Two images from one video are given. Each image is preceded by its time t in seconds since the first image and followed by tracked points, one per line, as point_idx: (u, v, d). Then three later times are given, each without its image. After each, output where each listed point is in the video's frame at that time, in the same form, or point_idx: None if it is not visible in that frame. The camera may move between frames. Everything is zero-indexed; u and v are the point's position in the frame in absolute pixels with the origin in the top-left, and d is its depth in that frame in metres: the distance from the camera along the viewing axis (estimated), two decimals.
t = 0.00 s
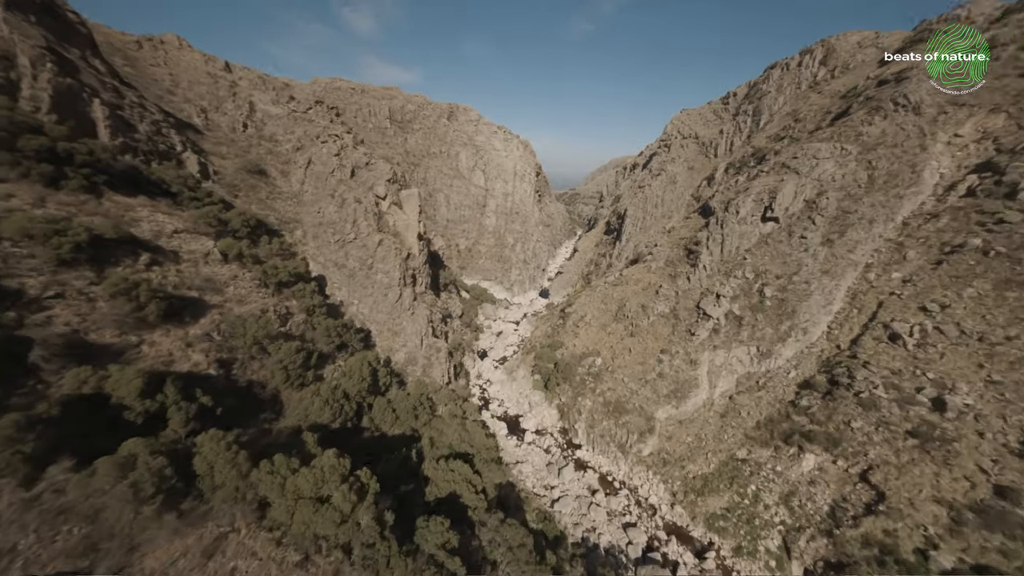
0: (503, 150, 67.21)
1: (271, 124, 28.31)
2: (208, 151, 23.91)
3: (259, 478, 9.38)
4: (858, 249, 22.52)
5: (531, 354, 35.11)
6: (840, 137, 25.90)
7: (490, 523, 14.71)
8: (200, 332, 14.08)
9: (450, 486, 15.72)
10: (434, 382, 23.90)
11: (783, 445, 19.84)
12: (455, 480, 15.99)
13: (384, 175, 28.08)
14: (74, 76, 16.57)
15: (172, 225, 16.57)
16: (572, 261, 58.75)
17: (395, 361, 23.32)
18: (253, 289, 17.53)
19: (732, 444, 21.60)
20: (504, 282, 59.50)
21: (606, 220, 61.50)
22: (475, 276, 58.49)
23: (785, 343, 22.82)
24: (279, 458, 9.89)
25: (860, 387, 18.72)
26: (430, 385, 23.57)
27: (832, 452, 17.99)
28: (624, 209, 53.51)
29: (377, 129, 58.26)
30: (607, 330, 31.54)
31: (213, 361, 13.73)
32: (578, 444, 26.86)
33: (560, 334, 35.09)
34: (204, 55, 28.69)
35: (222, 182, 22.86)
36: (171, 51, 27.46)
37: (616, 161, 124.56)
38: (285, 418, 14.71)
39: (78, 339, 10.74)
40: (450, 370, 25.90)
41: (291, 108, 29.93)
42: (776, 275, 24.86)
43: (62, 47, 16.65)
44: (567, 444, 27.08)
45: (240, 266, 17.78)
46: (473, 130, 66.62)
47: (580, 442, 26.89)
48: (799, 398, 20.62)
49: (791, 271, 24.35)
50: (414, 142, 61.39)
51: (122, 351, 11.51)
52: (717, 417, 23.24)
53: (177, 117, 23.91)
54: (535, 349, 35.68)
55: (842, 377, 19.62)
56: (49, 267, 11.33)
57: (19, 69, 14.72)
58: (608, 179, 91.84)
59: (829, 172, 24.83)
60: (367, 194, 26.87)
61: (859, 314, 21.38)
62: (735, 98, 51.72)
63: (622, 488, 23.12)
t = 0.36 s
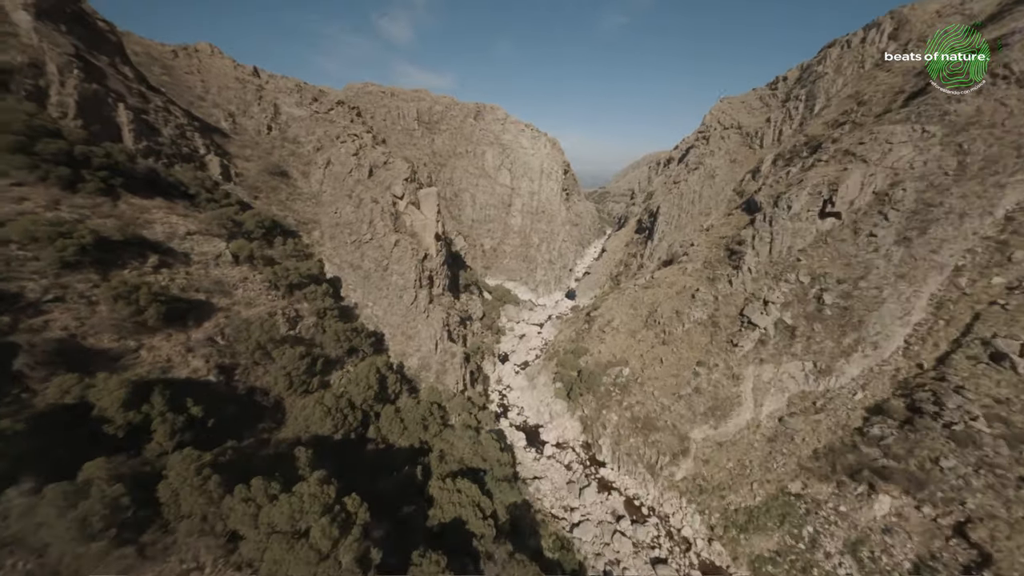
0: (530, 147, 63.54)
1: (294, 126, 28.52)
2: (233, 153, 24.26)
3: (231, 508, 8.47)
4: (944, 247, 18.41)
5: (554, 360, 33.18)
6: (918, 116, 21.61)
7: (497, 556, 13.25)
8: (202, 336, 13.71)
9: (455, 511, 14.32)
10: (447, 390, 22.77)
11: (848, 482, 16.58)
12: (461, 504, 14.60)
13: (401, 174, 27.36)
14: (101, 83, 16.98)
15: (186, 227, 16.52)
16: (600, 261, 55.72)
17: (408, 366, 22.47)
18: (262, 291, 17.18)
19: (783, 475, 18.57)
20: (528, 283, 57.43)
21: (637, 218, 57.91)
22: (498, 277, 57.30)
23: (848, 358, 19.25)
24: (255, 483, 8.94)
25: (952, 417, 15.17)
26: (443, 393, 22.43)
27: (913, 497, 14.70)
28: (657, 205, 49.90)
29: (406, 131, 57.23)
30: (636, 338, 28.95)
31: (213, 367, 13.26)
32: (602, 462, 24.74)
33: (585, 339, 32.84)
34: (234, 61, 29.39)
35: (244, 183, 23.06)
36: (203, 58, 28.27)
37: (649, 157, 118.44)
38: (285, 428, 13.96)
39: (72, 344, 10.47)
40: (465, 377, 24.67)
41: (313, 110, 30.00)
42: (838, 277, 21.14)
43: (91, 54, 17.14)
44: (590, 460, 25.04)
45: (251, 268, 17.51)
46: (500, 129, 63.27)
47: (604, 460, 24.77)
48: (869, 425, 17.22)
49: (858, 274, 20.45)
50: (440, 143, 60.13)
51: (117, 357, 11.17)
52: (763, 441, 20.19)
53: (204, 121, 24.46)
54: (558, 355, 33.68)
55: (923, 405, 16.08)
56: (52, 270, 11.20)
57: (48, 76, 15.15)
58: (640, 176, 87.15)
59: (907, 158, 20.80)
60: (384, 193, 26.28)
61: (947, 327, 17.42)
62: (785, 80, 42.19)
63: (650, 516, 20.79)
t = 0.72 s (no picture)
0: (565, 143, 57.63)
1: (325, 129, 28.98)
2: (267, 157, 24.93)
3: (205, 536, 7.86)
4: None
5: (585, 367, 30.82)
6: None
7: None
8: (217, 338, 13.66)
9: (463, 539, 13.09)
10: (467, 398, 21.65)
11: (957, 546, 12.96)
12: (470, 531, 13.36)
13: (426, 172, 26.66)
14: (142, 92, 17.83)
15: (213, 229, 16.81)
16: (640, 260, 51.74)
17: (427, 371, 21.69)
18: (281, 293, 17.09)
19: (864, 526, 15.09)
20: (562, 283, 53.68)
21: (682, 214, 53.12)
22: (531, 276, 53.40)
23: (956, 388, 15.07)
24: (235, 507, 8.36)
25: None
26: (462, 400, 21.35)
27: None
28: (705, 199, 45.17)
29: (441, 131, 55.77)
30: (677, 348, 25.86)
31: (224, 370, 13.08)
32: (635, 485, 22.32)
33: (619, 346, 30.17)
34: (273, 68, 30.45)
35: (275, 185, 23.57)
36: (245, 67, 29.51)
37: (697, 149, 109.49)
38: (293, 436, 13.52)
39: (85, 347, 10.55)
40: (486, 384, 23.42)
41: (344, 111, 30.27)
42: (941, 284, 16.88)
43: (135, 66, 18.10)
44: (621, 481, 22.70)
45: (272, 270, 17.52)
46: (535, 125, 58.71)
47: (637, 482, 22.35)
48: (988, 475, 13.42)
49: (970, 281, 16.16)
50: (474, 142, 58.00)
51: (129, 359, 11.18)
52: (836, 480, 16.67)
53: (243, 126, 25.43)
54: (589, 361, 31.32)
55: None
56: (75, 272, 11.46)
57: (94, 88, 16.06)
58: (686, 169, 80.50)
59: None
60: (408, 193, 25.78)
61: None
62: (864, 53, 34.31)
63: (691, 555, 18.10)
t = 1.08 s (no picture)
0: (605, 136, 52.22)
1: (359, 131, 29.48)
2: (303, 161, 25.67)
3: (186, 561, 8.03)
4: None
5: (622, 376, 28.25)
6: None
7: None
8: (238, 340, 13.79)
9: (473, 570, 12.06)
10: (490, 406, 20.54)
11: None
12: (482, 561, 12.35)
13: (453, 171, 25.96)
14: (188, 103, 18.89)
15: (244, 231, 17.29)
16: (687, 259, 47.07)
17: (450, 376, 20.93)
18: (305, 295, 17.15)
19: None
20: (600, 283, 48.51)
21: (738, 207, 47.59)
22: (568, 275, 49.31)
23: None
24: (220, 531, 8.54)
25: None
26: (484, 409, 20.29)
27: None
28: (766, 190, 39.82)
29: (478, 131, 54.16)
30: (729, 361, 22.64)
31: (242, 373, 13.12)
32: (677, 514, 19.70)
33: (661, 355, 27.29)
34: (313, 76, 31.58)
35: (309, 188, 24.18)
36: (288, 77, 30.87)
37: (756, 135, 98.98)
38: (306, 443, 13.25)
39: (111, 348, 10.89)
40: (511, 392, 22.15)
41: (377, 113, 30.58)
42: None
43: (183, 79, 19.27)
44: (660, 509, 20.13)
45: (298, 272, 17.69)
46: (574, 120, 54.04)
47: (679, 512, 19.65)
48: None
49: None
50: (510, 140, 55.26)
51: (151, 361, 11.45)
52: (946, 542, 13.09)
53: (283, 132, 26.49)
54: (626, 370, 28.74)
55: None
56: (110, 276, 11.99)
57: (145, 102, 17.18)
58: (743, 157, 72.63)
59: None
60: (436, 192, 25.27)
61: None
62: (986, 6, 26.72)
63: None
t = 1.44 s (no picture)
0: (654, 127, 46.52)
1: (395, 134, 29.83)
2: (342, 166, 26.38)
3: None
4: None
5: (668, 389, 25.41)
6: None
7: None
8: (264, 344, 14.04)
9: None
10: (517, 417, 19.27)
11: None
12: None
13: (484, 168, 25.02)
14: (235, 116, 20.07)
15: (278, 236, 17.84)
16: (750, 256, 41.46)
17: (476, 383, 20.06)
18: (332, 298, 17.27)
19: None
20: (647, 283, 42.68)
21: (817, 196, 40.91)
22: (613, 275, 44.08)
23: None
24: (208, 553, 8.47)
25: None
26: (510, 420, 19.09)
27: None
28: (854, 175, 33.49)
29: (518, 128, 51.05)
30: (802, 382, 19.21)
31: (266, 377, 13.28)
32: (734, 559, 16.84)
33: (714, 367, 24.06)
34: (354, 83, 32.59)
35: (346, 191, 24.80)
36: (332, 87, 32.20)
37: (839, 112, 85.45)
38: (323, 451, 13.09)
39: (145, 351, 11.42)
40: (541, 403, 20.66)
41: (411, 114, 30.66)
42: None
43: (231, 94, 20.55)
44: (712, 548, 17.34)
45: (326, 275, 17.90)
46: (620, 110, 48.73)
47: (737, 556, 16.74)
48: None
49: None
50: (553, 135, 50.62)
51: (181, 363, 11.87)
52: None
53: (324, 139, 27.52)
54: (674, 381, 25.74)
55: None
56: (152, 282, 12.72)
57: (197, 117, 18.48)
58: (822, 138, 62.81)
59: None
60: (466, 191, 24.57)
61: None
62: None
63: None
